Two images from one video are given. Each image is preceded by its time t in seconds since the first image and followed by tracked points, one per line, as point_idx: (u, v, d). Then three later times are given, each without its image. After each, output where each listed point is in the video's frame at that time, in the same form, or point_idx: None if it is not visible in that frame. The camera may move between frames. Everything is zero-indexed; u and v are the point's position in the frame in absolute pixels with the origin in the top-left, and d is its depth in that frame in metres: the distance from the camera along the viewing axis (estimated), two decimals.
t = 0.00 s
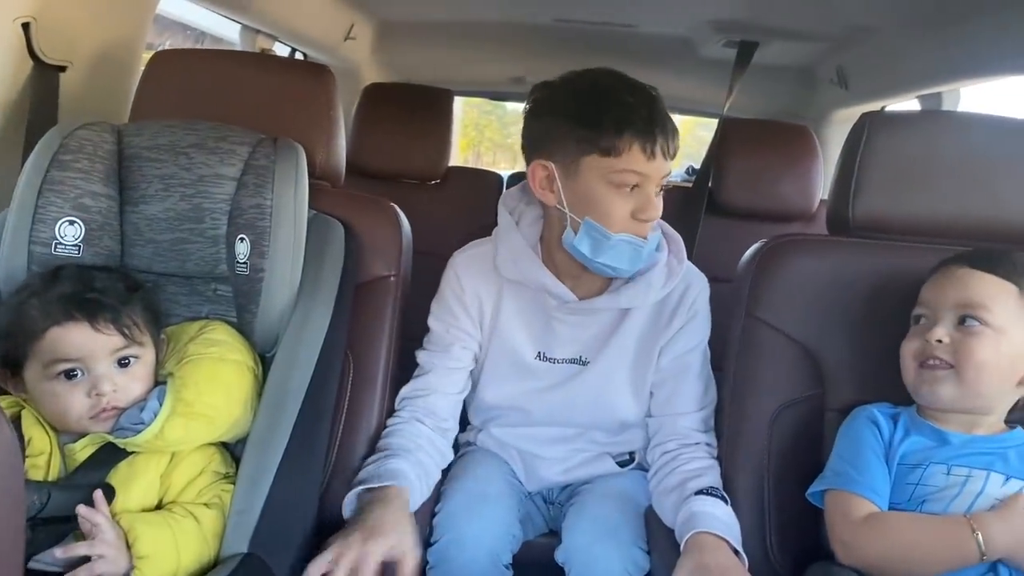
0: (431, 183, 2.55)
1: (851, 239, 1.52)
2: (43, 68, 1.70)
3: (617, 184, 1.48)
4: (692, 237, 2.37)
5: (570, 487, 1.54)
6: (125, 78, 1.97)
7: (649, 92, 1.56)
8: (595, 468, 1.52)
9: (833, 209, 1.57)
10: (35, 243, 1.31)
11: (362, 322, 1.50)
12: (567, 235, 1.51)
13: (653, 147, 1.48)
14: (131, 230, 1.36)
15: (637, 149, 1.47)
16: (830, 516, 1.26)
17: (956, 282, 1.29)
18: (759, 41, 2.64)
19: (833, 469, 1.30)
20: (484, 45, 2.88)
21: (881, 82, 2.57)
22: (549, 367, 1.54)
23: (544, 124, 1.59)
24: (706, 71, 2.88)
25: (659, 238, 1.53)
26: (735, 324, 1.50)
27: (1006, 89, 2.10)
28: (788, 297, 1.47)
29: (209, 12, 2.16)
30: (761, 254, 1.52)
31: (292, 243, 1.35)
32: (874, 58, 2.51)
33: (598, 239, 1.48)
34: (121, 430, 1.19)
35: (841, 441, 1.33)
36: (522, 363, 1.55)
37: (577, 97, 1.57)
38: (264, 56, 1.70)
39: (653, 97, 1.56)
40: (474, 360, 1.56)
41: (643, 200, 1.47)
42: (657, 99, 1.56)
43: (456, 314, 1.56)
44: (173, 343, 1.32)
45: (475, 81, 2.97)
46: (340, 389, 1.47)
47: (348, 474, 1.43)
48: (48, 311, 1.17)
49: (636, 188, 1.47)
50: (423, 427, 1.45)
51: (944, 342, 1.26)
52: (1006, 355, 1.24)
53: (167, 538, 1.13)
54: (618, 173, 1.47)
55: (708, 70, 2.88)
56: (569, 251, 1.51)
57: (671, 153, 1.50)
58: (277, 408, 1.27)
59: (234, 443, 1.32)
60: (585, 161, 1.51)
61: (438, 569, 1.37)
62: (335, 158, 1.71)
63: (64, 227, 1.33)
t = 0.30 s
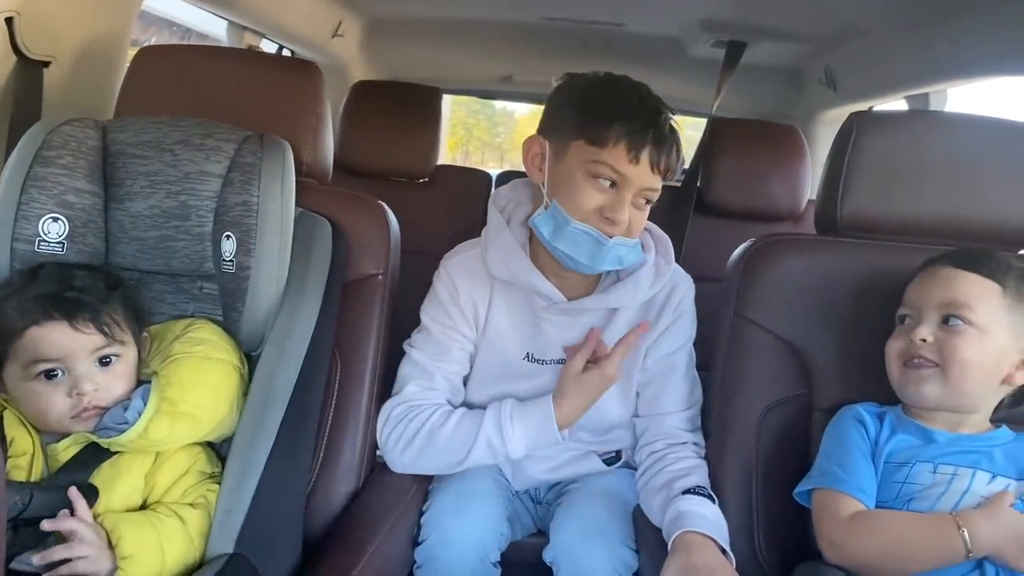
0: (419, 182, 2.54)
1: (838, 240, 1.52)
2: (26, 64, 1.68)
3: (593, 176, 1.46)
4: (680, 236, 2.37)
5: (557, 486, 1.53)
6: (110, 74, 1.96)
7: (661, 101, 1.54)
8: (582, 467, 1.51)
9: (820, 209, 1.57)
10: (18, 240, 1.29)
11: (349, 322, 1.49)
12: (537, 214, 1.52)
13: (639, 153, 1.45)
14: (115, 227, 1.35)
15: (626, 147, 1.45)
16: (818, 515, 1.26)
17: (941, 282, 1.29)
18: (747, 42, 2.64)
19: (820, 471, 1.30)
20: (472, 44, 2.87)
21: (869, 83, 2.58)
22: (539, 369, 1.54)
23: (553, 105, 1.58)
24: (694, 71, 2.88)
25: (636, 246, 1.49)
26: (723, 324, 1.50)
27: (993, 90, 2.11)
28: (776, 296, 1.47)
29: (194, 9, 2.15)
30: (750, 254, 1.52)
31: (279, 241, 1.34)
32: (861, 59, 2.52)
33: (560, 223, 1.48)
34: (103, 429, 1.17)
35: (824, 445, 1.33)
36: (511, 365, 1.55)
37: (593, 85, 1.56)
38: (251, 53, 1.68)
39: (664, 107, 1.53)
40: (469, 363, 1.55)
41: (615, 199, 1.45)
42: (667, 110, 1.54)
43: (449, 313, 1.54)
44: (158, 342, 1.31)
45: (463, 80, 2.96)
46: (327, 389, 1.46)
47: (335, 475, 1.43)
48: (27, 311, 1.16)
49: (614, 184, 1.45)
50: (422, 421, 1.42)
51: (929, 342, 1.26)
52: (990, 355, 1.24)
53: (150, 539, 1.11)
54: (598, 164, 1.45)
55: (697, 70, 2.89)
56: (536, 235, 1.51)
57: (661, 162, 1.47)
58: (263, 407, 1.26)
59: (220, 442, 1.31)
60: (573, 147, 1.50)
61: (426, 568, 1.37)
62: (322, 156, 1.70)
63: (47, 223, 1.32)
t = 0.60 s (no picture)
0: (411, 180, 2.54)
1: (831, 238, 1.52)
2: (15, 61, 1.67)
3: (581, 175, 1.45)
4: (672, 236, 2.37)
5: (548, 486, 1.53)
6: (99, 71, 1.94)
7: (651, 100, 1.53)
8: (573, 467, 1.51)
9: (814, 209, 1.57)
10: (6, 237, 1.28)
11: (340, 321, 1.49)
12: (525, 212, 1.52)
13: (627, 154, 1.44)
14: (104, 225, 1.34)
15: (614, 148, 1.45)
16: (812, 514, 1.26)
17: (935, 281, 1.29)
18: (739, 41, 2.64)
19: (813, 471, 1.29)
20: (465, 43, 2.86)
21: (861, 83, 2.58)
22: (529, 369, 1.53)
23: (543, 102, 1.58)
24: (687, 71, 2.88)
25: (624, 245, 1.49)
26: (715, 323, 1.49)
27: (986, 90, 2.11)
28: (768, 296, 1.47)
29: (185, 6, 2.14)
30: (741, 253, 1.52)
31: (270, 239, 1.33)
32: (853, 59, 2.52)
33: (548, 222, 1.47)
34: (94, 429, 1.16)
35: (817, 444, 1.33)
36: (500, 365, 1.54)
37: (585, 83, 1.55)
38: (241, 50, 1.68)
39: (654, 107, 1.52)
40: (457, 362, 1.54)
41: (603, 199, 1.44)
42: (657, 110, 1.53)
43: (438, 312, 1.53)
44: (147, 341, 1.30)
45: (454, 78, 2.95)
46: (318, 388, 1.46)
47: (326, 475, 1.42)
48: (15, 309, 1.14)
49: (602, 185, 1.44)
50: (411, 422, 1.42)
51: (922, 340, 1.26)
52: (983, 354, 1.25)
53: (140, 540, 1.10)
54: (585, 163, 1.45)
55: (689, 70, 2.88)
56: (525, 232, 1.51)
57: (650, 162, 1.47)
58: (253, 407, 1.26)
59: (210, 442, 1.30)
60: (561, 146, 1.49)
61: (418, 568, 1.36)
62: (313, 154, 1.69)
63: (35, 221, 1.30)
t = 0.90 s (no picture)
0: (407, 180, 2.54)
1: (827, 239, 1.53)
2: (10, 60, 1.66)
3: (570, 173, 1.45)
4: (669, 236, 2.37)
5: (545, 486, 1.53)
6: (95, 71, 1.94)
7: (641, 101, 1.53)
8: (570, 470, 1.51)
9: (809, 210, 1.57)
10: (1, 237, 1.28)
11: (337, 321, 1.49)
12: (515, 209, 1.52)
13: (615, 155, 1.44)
14: (100, 225, 1.34)
15: (604, 147, 1.44)
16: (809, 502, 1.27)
17: (885, 268, 1.35)
18: (736, 42, 2.65)
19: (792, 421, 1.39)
20: (462, 43, 2.86)
21: (857, 84, 2.59)
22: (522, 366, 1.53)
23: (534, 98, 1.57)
24: (683, 71, 2.88)
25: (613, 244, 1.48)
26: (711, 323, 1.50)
27: (982, 91, 2.12)
28: (763, 297, 1.48)
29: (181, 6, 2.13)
30: (738, 253, 1.52)
31: (266, 240, 1.33)
32: (849, 60, 2.53)
33: (537, 217, 1.48)
34: (89, 429, 1.16)
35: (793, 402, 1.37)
36: (494, 361, 1.54)
37: (576, 81, 1.55)
38: (238, 50, 1.68)
39: (643, 107, 1.52)
40: (452, 358, 1.54)
41: (590, 197, 1.44)
42: (647, 110, 1.53)
43: (432, 309, 1.53)
44: (143, 341, 1.30)
45: (451, 79, 2.95)
46: (314, 387, 1.46)
47: (322, 475, 1.42)
48: (10, 309, 1.14)
49: (592, 183, 1.43)
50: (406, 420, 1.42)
51: (879, 326, 1.33)
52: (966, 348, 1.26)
53: (137, 540, 1.10)
54: (575, 162, 1.44)
55: (685, 70, 2.89)
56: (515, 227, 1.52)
57: (636, 162, 1.46)
58: (249, 407, 1.26)
59: (206, 442, 1.30)
60: (551, 144, 1.49)
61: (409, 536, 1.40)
62: (309, 154, 1.69)
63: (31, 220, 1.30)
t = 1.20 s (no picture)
0: (406, 181, 2.54)
1: (826, 240, 1.53)
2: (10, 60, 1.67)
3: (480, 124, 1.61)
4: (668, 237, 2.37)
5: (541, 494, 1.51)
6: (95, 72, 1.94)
7: (537, 40, 1.61)
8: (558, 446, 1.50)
9: (809, 211, 1.58)
10: None
11: (337, 321, 1.49)
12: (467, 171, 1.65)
13: (522, 93, 1.56)
14: (99, 226, 1.34)
15: (490, 94, 1.57)
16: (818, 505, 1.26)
17: (900, 266, 1.33)
18: (735, 43, 2.65)
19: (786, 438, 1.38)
20: (461, 44, 2.87)
21: (856, 85, 2.59)
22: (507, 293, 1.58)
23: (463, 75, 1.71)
24: (682, 73, 2.88)
25: (557, 162, 1.61)
26: (711, 323, 1.50)
27: (983, 92, 2.12)
28: (763, 297, 1.48)
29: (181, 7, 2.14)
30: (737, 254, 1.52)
31: (265, 240, 1.33)
32: (848, 61, 2.53)
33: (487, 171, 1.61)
34: (87, 430, 1.17)
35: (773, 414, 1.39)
36: (479, 295, 1.59)
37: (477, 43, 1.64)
38: (237, 50, 1.68)
39: (540, 45, 1.61)
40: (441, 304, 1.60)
41: (500, 137, 1.59)
42: (545, 44, 1.60)
43: (417, 263, 1.63)
44: (142, 341, 1.30)
45: (450, 80, 2.96)
46: (313, 387, 1.46)
47: (321, 475, 1.42)
48: (9, 309, 1.15)
49: (496, 125, 1.59)
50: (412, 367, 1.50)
51: (897, 323, 1.30)
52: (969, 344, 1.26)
53: (136, 540, 1.10)
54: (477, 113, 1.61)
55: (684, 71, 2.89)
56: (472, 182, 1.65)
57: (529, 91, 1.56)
58: (249, 410, 1.26)
59: (205, 442, 1.30)
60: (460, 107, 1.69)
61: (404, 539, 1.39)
62: (309, 155, 1.69)
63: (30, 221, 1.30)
